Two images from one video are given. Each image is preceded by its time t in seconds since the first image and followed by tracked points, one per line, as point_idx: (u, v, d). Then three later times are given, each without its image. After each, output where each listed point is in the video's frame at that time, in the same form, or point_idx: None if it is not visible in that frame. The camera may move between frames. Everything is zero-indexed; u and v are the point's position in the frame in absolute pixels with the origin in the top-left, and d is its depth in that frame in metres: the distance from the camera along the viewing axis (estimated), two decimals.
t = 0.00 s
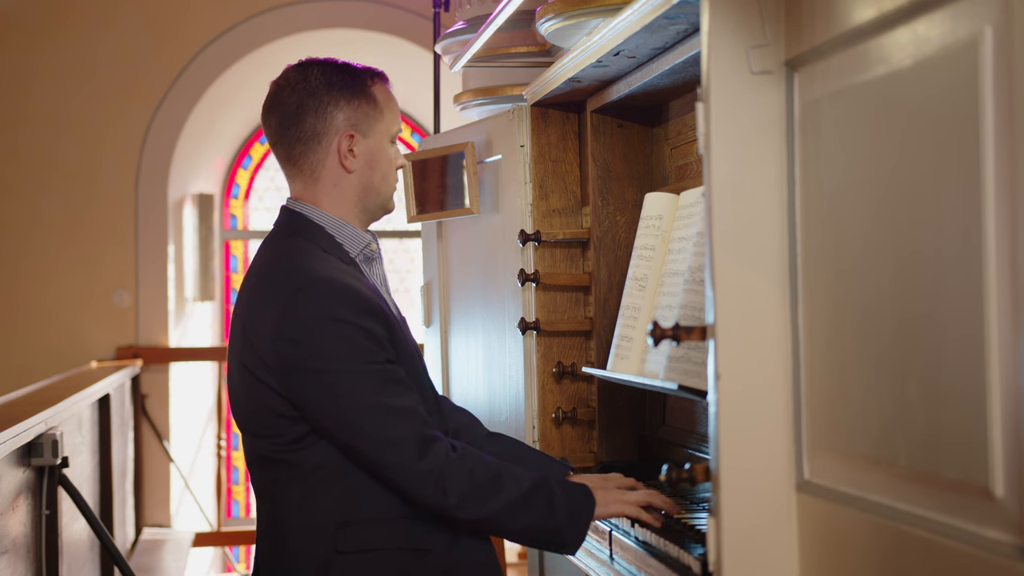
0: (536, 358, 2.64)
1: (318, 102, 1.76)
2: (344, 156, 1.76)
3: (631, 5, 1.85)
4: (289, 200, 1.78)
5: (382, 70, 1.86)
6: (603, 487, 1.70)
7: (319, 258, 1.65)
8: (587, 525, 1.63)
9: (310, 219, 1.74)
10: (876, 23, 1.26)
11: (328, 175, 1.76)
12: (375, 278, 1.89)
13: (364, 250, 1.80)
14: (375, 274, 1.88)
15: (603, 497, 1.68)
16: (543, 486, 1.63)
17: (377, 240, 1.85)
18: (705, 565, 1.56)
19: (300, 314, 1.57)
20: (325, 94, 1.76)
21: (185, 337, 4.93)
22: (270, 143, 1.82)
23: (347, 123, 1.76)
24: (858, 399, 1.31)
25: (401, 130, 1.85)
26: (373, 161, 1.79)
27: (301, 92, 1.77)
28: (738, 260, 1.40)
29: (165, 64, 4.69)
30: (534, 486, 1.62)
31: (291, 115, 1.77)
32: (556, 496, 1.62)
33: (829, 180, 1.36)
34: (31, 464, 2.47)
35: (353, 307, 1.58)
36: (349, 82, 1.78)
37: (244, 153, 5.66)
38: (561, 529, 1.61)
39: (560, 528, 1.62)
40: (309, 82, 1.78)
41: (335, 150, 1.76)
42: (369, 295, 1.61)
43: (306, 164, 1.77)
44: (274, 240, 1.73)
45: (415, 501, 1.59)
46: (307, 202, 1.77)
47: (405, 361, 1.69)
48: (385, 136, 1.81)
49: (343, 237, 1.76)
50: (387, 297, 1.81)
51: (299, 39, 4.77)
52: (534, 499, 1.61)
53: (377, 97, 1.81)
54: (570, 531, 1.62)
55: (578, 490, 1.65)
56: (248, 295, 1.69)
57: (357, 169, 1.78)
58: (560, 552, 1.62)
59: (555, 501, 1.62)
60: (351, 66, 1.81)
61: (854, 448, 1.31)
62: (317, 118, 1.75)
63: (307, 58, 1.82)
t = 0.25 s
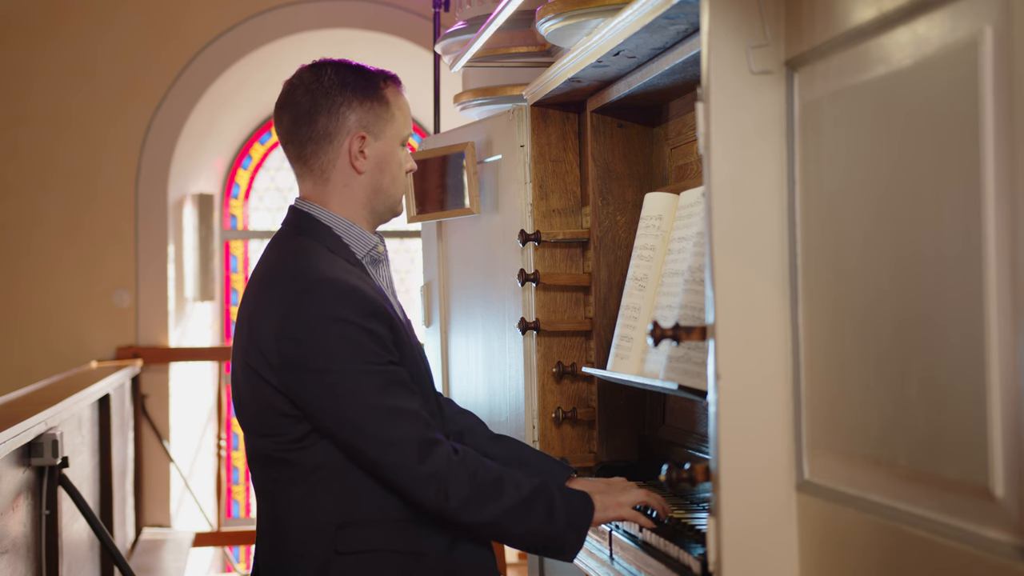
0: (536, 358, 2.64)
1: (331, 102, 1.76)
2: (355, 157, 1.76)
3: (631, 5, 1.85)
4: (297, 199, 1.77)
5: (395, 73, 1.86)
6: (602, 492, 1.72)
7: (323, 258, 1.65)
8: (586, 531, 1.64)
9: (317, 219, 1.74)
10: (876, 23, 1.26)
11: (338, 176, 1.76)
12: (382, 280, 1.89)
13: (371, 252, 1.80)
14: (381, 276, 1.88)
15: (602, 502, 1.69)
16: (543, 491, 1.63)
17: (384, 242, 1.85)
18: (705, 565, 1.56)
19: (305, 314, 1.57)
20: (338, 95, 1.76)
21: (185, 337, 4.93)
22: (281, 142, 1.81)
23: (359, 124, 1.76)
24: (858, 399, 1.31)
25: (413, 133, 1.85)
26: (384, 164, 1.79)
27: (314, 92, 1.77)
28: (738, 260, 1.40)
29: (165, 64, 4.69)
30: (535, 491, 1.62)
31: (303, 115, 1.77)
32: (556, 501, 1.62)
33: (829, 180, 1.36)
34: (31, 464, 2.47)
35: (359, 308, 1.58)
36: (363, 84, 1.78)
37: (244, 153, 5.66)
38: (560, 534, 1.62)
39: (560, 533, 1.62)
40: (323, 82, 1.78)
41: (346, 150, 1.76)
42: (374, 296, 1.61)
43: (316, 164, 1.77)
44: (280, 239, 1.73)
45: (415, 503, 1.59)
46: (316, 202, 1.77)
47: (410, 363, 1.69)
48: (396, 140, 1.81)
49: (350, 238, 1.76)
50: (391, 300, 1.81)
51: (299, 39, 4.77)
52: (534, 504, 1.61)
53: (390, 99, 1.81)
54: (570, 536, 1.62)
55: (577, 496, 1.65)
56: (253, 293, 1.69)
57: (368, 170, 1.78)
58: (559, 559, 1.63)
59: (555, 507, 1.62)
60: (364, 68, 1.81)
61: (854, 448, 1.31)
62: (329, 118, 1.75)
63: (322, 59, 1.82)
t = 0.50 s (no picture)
0: (536, 358, 2.64)
1: (338, 102, 1.76)
2: (361, 157, 1.76)
3: (631, 5, 1.85)
4: (302, 199, 1.77)
5: (403, 75, 1.86)
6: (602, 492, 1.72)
7: (326, 258, 1.65)
8: (586, 531, 1.64)
9: (319, 218, 1.74)
10: (876, 23, 1.26)
11: (344, 175, 1.76)
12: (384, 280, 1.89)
13: (375, 253, 1.79)
14: (384, 276, 1.88)
15: (602, 502, 1.69)
16: (543, 492, 1.63)
17: (387, 243, 1.85)
18: (705, 565, 1.56)
19: (307, 313, 1.57)
20: (346, 94, 1.76)
21: (185, 338, 4.93)
22: (288, 140, 1.81)
23: (366, 124, 1.76)
24: (858, 399, 1.31)
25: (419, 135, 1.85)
26: (390, 165, 1.79)
27: (322, 91, 1.78)
28: (738, 260, 1.40)
29: (165, 64, 4.69)
30: (535, 492, 1.62)
31: (311, 114, 1.77)
32: (556, 501, 1.62)
33: (829, 180, 1.36)
34: (31, 464, 2.47)
35: (362, 309, 1.58)
36: (371, 84, 1.78)
37: (245, 153, 5.66)
38: (560, 534, 1.62)
39: (559, 534, 1.62)
40: (331, 82, 1.78)
41: (353, 150, 1.76)
42: (377, 297, 1.61)
43: (322, 163, 1.77)
44: (283, 238, 1.73)
45: (415, 503, 1.59)
46: (321, 201, 1.77)
47: (412, 364, 1.69)
48: (402, 141, 1.81)
49: (354, 239, 1.76)
50: (393, 300, 1.81)
51: (299, 39, 4.77)
52: (534, 505, 1.61)
53: (397, 101, 1.81)
54: (569, 537, 1.62)
55: (577, 497, 1.65)
56: (255, 292, 1.69)
57: (373, 171, 1.78)
58: (559, 559, 1.62)
59: (554, 508, 1.62)
60: (373, 69, 1.81)
61: (854, 448, 1.31)
62: (337, 118, 1.75)
63: (330, 58, 1.82)
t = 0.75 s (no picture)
0: (536, 358, 2.64)
1: (338, 102, 1.76)
2: (360, 158, 1.76)
3: (631, 5, 1.85)
4: (300, 198, 1.77)
5: (403, 76, 1.87)
6: (602, 492, 1.72)
7: (325, 258, 1.65)
8: (586, 532, 1.64)
9: (319, 218, 1.74)
10: (876, 23, 1.26)
11: (343, 175, 1.76)
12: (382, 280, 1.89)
13: (373, 253, 1.80)
14: (382, 276, 1.88)
15: (602, 502, 1.69)
16: (543, 491, 1.63)
17: (386, 243, 1.85)
18: (705, 565, 1.56)
19: (307, 313, 1.57)
20: (346, 95, 1.76)
21: (185, 338, 4.93)
22: (287, 139, 1.81)
23: (366, 125, 1.76)
24: (858, 399, 1.31)
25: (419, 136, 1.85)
26: (389, 165, 1.79)
27: (322, 91, 1.78)
28: (738, 260, 1.40)
29: (165, 64, 4.69)
30: (535, 491, 1.62)
31: (311, 113, 1.77)
32: (556, 501, 1.62)
33: (829, 180, 1.36)
34: (31, 464, 2.47)
35: (362, 309, 1.58)
36: (371, 85, 1.79)
37: (244, 153, 5.66)
38: (560, 534, 1.61)
39: (559, 534, 1.62)
40: (331, 82, 1.78)
41: (352, 151, 1.76)
42: (376, 297, 1.61)
43: (322, 163, 1.77)
44: (282, 239, 1.73)
45: (415, 504, 1.59)
46: (320, 201, 1.77)
47: (411, 364, 1.69)
48: (402, 141, 1.81)
49: (352, 239, 1.76)
50: (392, 300, 1.81)
51: (299, 39, 4.77)
52: (534, 505, 1.61)
53: (397, 101, 1.81)
54: (569, 537, 1.62)
55: (578, 498, 1.65)
56: (254, 292, 1.69)
57: (373, 171, 1.78)
58: (559, 559, 1.62)
59: (554, 508, 1.62)
60: (373, 70, 1.81)
61: (854, 448, 1.31)
62: (337, 118, 1.75)
63: (331, 58, 1.82)
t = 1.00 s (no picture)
0: (536, 358, 2.64)
1: (337, 103, 1.76)
2: (359, 159, 1.76)
3: (631, 5, 1.85)
4: (298, 199, 1.78)
5: (403, 77, 1.87)
6: (602, 492, 1.71)
7: (324, 259, 1.65)
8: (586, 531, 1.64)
9: (317, 219, 1.74)
10: (876, 23, 1.26)
11: (341, 176, 1.76)
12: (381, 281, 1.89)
13: (371, 254, 1.80)
14: (380, 277, 1.88)
15: (602, 502, 1.69)
16: (543, 491, 1.63)
17: (384, 244, 1.85)
18: (705, 565, 1.56)
19: (306, 314, 1.57)
20: (345, 96, 1.76)
21: (185, 338, 4.93)
22: (286, 140, 1.81)
23: (365, 126, 1.76)
24: (858, 399, 1.31)
25: (417, 137, 1.85)
26: (388, 166, 1.79)
27: (321, 92, 1.77)
28: (738, 260, 1.40)
29: (165, 64, 4.69)
30: (535, 491, 1.62)
31: (309, 114, 1.77)
32: (556, 501, 1.62)
33: (829, 180, 1.36)
34: (31, 464, 2.47)
35: (361, 310, 1.58)
36: (371, 86, 1.79)
37: (245, 153, 5.66)
38: (560, 534, 1.61)
39: (560, 533, 1.61)
40: (330, 83, 1.78)
41: (351, 151, 1.76)
42: (375, 297, 1.61)
43: (320, 163, 1.77)
44: (280, 240, 1.73)
45: (415, 504, 1.59)
46: (318, 202, 1.77)
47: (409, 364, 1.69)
48: (401, 143, 1.81)
49: (351, 239, 1.76)
50: (391, 301, 1.81)
51: (299, 39, 4.77)
52: (535, 504, 1.61)
53: (396, 103, 1.81)
54: (570, 536, 1.62)
55: (579, 498, 1.64)
56: (253, 293, 1.69)
57: (372, 172, 1.77)
58: (559, 559, 1.62)
59: (555, 507, 1.62)
60: (372, 71, 1.81)
61: (854, 448, 1.31)
62: (335, 119, 1.75)
63: (330, 59, 1.82)
